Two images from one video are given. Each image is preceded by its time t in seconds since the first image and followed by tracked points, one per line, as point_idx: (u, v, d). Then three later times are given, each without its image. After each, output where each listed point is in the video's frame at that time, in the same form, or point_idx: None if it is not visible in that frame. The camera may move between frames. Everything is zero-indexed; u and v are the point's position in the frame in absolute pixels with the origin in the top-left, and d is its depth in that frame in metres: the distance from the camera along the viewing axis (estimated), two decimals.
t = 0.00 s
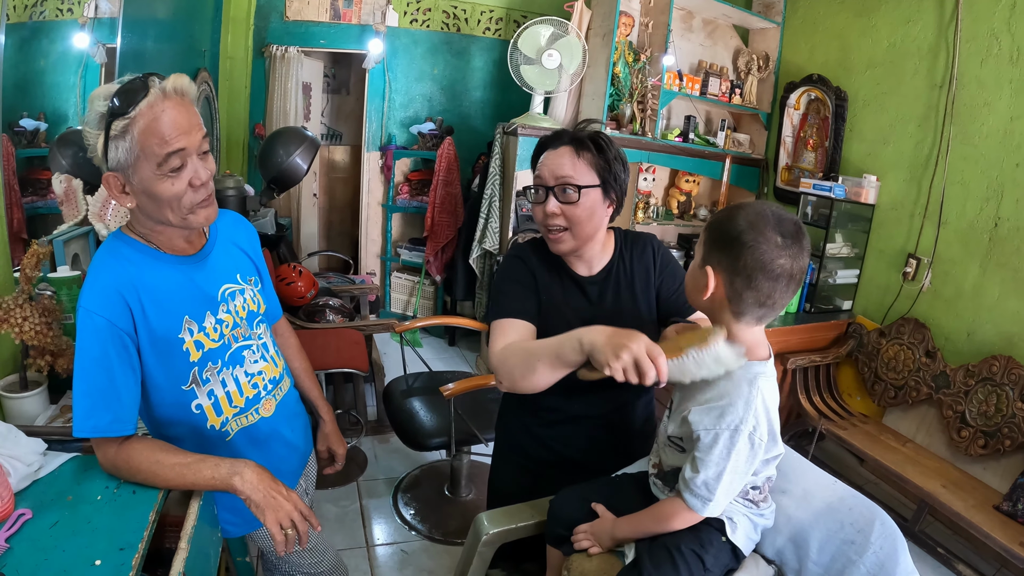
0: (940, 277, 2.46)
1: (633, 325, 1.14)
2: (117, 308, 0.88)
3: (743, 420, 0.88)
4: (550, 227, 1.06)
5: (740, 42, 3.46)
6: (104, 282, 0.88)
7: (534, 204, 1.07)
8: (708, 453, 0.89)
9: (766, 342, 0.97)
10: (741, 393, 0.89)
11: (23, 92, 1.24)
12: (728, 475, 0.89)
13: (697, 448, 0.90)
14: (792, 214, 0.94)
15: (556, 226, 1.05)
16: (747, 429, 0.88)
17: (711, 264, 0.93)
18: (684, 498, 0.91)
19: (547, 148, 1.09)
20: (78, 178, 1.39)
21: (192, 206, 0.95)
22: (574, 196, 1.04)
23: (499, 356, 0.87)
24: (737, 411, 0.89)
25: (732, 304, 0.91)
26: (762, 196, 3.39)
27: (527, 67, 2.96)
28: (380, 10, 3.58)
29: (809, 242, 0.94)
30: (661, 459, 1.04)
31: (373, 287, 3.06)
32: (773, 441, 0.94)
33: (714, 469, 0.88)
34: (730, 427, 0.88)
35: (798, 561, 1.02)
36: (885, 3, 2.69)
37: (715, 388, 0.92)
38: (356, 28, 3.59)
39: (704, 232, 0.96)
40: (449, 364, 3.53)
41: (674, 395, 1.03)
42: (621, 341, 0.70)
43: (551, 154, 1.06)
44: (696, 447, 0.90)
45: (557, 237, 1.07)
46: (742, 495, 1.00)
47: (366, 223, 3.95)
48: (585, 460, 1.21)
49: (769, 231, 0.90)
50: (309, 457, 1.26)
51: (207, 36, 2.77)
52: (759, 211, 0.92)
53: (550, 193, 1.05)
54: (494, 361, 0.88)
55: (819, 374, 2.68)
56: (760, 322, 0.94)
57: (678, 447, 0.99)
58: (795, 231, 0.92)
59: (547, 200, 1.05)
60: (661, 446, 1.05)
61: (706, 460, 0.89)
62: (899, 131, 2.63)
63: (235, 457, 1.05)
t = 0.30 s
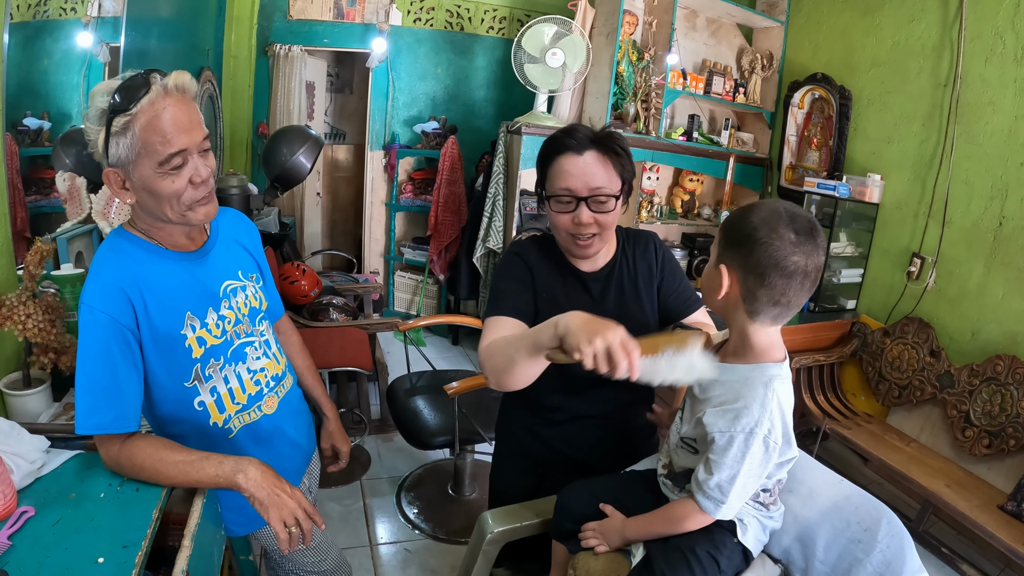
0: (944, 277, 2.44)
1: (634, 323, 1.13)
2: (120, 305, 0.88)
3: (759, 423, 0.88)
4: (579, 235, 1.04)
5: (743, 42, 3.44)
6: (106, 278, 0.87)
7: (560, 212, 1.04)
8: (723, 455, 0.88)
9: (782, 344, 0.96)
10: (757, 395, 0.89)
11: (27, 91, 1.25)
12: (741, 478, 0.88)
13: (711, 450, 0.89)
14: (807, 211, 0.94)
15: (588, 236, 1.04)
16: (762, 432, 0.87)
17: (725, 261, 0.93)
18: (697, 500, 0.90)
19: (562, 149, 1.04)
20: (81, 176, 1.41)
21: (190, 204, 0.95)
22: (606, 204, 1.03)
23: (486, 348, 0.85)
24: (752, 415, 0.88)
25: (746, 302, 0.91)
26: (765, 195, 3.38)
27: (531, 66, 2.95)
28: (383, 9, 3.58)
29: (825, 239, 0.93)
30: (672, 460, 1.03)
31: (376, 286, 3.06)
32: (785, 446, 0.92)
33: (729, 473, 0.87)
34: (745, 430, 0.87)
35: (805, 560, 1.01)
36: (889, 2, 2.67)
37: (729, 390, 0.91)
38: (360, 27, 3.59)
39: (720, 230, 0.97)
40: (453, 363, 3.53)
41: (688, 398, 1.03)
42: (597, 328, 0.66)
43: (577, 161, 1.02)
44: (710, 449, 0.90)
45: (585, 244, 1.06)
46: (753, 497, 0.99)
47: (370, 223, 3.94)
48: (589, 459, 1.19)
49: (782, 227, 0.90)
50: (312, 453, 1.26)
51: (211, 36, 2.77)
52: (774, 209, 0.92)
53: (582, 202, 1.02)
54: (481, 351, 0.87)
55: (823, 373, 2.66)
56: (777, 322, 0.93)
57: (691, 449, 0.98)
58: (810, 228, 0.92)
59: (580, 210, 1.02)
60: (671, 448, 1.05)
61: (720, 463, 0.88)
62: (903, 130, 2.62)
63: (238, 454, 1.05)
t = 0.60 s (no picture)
0: (948, 276, 2.43)
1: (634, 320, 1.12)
2: (122, 301, 0.88)
3: (759, 418, 0.87)
4: (594, 233, 1.03)
5: (746, 40, 3.43)
6: (107, 274, 0.87)
7: (573, 210, 1.02)
8: (726, 452, 0.87)
9: (782, 339, 0.96)
10: (756, 390, 0.88)
11: (30, 89, 1.25)
12: (744, 474, 0.87)
13: (713, 447, 0.89)
14: (818, 215, 0.92)
15: (602, 232, 1.03)
16: (765, 428, 0.87)
17: (735, 260, 0.91)
18: (700, 497, 0.90)
19: (569, 147, 1.02)
20: (84, 174, 1.41)
21: (193, 201, 0.95)
22: (616, 200, 1.03)
23: (495, 356, 0.82)
24: (754, 410, 0.87)
25: (749, 301, 0.90)
26: (768, 194, 3.37)
27: (533, 64, 2.94)
28: (385, 8, 3.57)
29: (835, 246, 0.92)
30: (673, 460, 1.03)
31: (379, 285, 3.06)
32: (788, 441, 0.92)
33: (732, 469, 0.87)
34: (745, 426, 0.87)
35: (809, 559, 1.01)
36: None
37: (729, 387, 0.91)
38: (362, 26, 3.59)
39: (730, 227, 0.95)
40: (455, 362, 3.53)
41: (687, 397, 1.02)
42: (632, 341, 0.69)
43: (586, 157, 1.01)
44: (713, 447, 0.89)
45: (598, 242, 1.05)
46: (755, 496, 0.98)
47: (372, 221, 3.94)
48: (592, 458, 1.19)
49: (792, 229, 0.88)
50: (313, 451, 1.25)
51: (213, 34, 2.77)
52: (789, 211, 0.90)
53: (594, 199, 1.01)
54: (489, 360, 0.83)
55: (826, 373, 2.65)
56: (778, 322, 0.92)
57: (692, 448, 0.98)
58: (820, 234, 0.90)
59: (594, 207, 1.01)
60: (671, 447, 1.04)
61: (723, 460, 0.87)
62: (907, 129, 2.60)
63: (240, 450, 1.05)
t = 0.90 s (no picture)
0: (949, 276, 2.42)
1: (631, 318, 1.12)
2: (122, 300, 0.88)
3: (763, 413, 0.87)
4: (588, 233, 1.02)
5: (748, 40, 3.42)
6: (107, 271, 0.87)
7: (567, 211, 1.02)
8: (728, 446, 0.87)
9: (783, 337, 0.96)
10: (759, 384, 0.88)
11: (31, 89, 1.25)
12: (746, 469, 0.87)
13: (715, 442, 0.89)
14: (819, 215, 0.92)
15: (597, 232, 1.03)
16: (767, 422, 0.86)
17: (738, 259, 0.90)
18: (701, 492, 0.89)
19: (559, 147, 1.02)
20: (86, 173, 1.41)
21: (192, 199, 0.95)
22: (609, 199, 1.03)
23: (505, 344, 0.80)
24: (756, 405, 0.87)
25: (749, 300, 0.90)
26: (770, 194, 3.36)
27: (535, 64, 2.94)
28: (387, 7, 3.56)
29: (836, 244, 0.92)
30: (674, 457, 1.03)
31: (380, 284, 3.06)
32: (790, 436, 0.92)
33: (734, 463, 0.86)
34: (748, 420, 0.86)
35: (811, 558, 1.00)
36: None
37: (731, 382, 0.90)
38: (364, 25, 3.58)
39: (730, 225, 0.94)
40: (456, 361, 3.53)
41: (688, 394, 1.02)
42: (646, 308, 0.63)
43: (577, 157, 1.01)
44: (715, 442, 0.89)
45: (592, 242, 1.04)
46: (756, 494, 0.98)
47: (373, 221, 3.94)
48: (592, 459, 1.18)
49: (794, 230, 0.88)
50: (313, 451, 1.25)
51: (214, 34, 2.76)
52: (791, 212, 0.90)
53: (588, 199, 1.01)
54: (499, 350, 0.81)
55: (828, 373, 2.65)
56: (778, 319, 0.92)
57: (693, 444, 0.98)
58: (821, 233, 0.90)
59: (588, 207, 1.01)
60: (672, 444, 1.04)
61: (724, 453, 0.87)
62: (909, 128, 2.60)
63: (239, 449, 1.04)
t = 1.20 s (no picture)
0: (953, 276, 2.41)
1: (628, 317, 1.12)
2: (120, 298, 0.87)
3: (771, 412, 0.86)
4: (593, 231, 1.01)
5: (751, 39, 3.41)
6: (106, 269, 0.87)
7: (572, 208, 1.00)
8: (738, 445, 0.86)
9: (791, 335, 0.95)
10: (768, 383, 0.87)
11: (33, 88, 1.25)
12: (754, 468, 0.86)
13: (724, 442, 0.88)
14: (835, 217, 0.92)
15: (601, 231, 1.02)
16: (775, 422, 0.86)
17: (751, 258, 0.90)
18: (709, 492, 0.88)
19: (566, 144, 1.02)
20: (87, 172, 1.41)
21: (191, 196, 0.94)
22: (614, 197, 1.03)
23: (475, 342, 0.83)
24: (764, 404, 0.86)
25: (762, 300, 0.90)
26: (773, 193, 3.35)
27: (537, 63, 2.93)
28: (389, 6, 3.55)
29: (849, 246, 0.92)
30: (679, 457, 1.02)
31: (382, 284, 3.05)
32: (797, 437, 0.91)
33: (742, 462, 0.86)
34: (758, 420, 0.86)
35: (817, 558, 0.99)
36: None
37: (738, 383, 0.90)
38: (366, 24, 3.57)
39: (742, 224, 0.94)
40: (458, 361, 3.52)
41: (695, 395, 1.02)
42: (602, 315, 0.65)
43: (583, 153, 1.01)
44: (723, 442, 0.88)
45: (596, 241, 1.03)
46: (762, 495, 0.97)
47: (376, 220, 3.94)
48: (594, 458, 1.18)
49: (809, 231, 0.87)
50: (314, 450, 1.25)
51: (216, 33, 2.76)
52: (805, 212, 0.90)
53: (594, 196, 1.00)
54: (471, 346, 0.84)
55: (830, 373, 2.63)
56: (790, 319, 0.92)
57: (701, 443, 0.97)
58: (836, 235, 0.90)
59: (593, 204, 1.00)
60: (677, 445, 1.03)
61: (733, 453, 0.86)
62: (912, 127, 2.58)
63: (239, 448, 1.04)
